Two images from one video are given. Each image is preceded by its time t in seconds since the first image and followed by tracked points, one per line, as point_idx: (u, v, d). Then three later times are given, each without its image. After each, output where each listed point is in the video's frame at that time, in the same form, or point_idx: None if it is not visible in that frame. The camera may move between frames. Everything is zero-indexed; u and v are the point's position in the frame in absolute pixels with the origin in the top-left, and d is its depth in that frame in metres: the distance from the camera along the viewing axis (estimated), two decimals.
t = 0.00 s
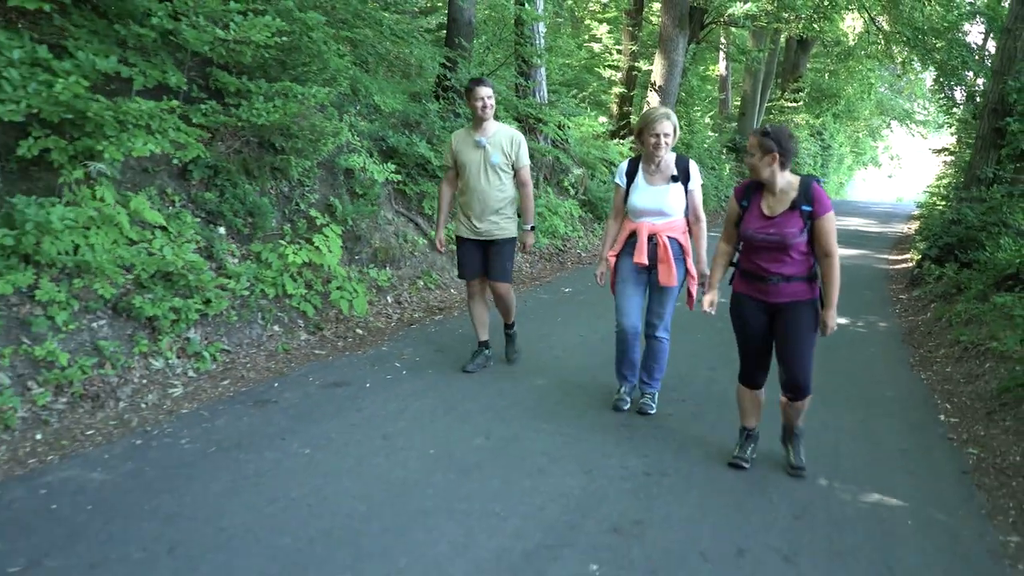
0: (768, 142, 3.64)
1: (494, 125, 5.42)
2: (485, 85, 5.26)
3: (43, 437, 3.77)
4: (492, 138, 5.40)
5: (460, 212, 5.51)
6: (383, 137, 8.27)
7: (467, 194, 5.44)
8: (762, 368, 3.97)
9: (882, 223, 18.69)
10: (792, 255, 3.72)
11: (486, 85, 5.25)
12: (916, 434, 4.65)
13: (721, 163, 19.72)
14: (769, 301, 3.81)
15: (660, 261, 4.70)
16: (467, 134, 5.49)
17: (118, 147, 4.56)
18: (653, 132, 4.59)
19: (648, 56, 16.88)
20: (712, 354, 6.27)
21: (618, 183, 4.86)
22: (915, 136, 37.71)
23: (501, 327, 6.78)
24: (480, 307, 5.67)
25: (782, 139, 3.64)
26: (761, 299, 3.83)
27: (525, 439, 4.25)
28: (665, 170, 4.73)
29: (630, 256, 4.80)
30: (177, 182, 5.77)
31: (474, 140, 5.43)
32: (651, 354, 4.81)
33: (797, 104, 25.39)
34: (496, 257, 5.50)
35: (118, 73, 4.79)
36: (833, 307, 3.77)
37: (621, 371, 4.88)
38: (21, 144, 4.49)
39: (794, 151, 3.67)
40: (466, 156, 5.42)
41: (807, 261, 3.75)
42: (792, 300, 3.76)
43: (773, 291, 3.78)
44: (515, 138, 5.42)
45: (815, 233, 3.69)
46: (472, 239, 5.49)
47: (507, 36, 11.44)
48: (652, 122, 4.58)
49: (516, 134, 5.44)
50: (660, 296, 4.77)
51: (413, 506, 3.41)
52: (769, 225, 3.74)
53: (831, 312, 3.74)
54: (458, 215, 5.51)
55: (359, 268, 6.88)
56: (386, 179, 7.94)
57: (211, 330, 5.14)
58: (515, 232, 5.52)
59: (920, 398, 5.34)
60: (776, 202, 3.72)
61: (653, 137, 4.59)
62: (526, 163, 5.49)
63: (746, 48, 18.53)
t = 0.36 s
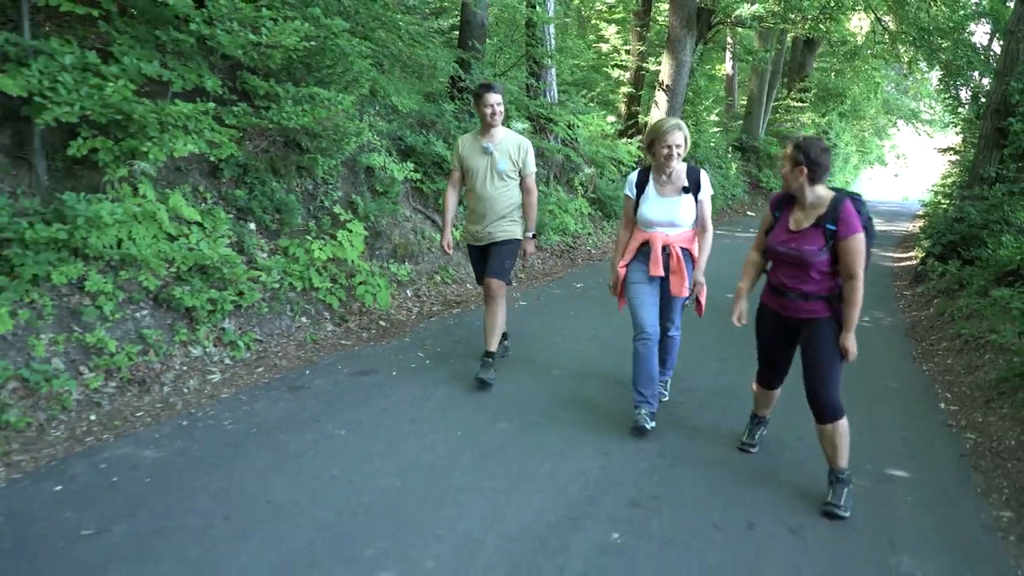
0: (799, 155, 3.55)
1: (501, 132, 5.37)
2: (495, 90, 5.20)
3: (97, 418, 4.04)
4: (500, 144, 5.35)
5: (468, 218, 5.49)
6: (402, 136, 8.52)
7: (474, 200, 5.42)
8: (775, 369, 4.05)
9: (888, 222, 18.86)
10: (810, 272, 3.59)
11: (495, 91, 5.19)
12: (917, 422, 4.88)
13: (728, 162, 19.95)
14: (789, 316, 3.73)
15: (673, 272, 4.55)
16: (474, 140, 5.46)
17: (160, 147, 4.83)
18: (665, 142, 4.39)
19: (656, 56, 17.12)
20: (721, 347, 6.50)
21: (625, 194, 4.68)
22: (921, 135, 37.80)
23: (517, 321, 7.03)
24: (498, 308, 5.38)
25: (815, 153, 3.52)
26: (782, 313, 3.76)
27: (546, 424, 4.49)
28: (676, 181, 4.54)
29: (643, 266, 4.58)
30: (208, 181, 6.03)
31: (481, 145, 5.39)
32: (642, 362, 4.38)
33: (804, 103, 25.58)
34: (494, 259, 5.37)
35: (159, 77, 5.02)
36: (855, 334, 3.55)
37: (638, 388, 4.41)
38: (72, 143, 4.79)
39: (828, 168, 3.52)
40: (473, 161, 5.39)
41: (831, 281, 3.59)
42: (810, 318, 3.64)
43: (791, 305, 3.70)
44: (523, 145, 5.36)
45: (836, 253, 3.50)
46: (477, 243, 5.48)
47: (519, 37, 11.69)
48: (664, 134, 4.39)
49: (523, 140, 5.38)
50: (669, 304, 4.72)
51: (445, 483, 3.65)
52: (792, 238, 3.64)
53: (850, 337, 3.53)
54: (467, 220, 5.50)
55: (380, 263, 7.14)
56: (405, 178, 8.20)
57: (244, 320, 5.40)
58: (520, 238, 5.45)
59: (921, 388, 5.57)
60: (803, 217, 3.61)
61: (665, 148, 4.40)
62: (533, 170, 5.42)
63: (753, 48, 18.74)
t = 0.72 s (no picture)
0: (831, 140, 3.48)
1: (511, 123, 5.33)
2: (507, 81, 5.20)
3: (144, 399, 4.31)
4: (509, 136, 5.32)
5: (474, 212, 5.44)
6: (419, 134, 8.79)
7: (481, 193, 5.37)
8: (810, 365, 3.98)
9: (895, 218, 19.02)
10: (834, 260, 3.55)
11: (508, 82, 5.19)
12: (917, 406, 5.11)
13: (735, 159, 20.15)
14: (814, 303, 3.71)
15: (681, 262, 4.61)
16: (483, 131, 5.40)
17: (197, 146, 5.09)
18: (666, 131, 4.44)
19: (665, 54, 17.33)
20: (730, 337, 6.74)
21: (630, 182, 4.75)
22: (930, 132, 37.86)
23: (532, 314, 7.29)
24: (512, 302, 5.45)
25: (848, 140, 3.44)
26: (807, 300, 3.74)
27: (564, 409, 4.74)
28: (682, 168, 4.60)
29: (650, 256, 4.67)
30: (237, 178, 6.29)
31: (490, 136, 5.35)
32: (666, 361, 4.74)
33: (812, 101, 25.71)
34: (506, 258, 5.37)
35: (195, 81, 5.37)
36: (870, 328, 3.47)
37: (653, 379, 4.71)
38: (115, 143, 5.05)
39: (862, 155, 3.43)
40: (481, 153, 5.36)
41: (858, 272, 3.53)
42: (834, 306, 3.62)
43: (816, 293, 3.68)
44: (533, 138, 5.36)
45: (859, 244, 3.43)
46: (483, 239, 5.43)
47: (531, 37, 11.94)
48: (668, 121, 4.44)
49: (533, 133, 5.37)
50: (681, 297, 4.70)
51: (472, 461, 3.89)
52: (820, 225, 3.61)
53: (864, 333, 3.45)
54: (472, 214, 5.45)
55: (400, 257, 7.40)
56: (426, 182, 8.45)
57: (274, 310, 5.67)
58: (528, 234, 5.43)
59: (922, 376, 5.80)
60: (834, 203, 3.56)
61: (669, 136, 4.45)
62: (543, 164, 5.41)
63: (761, 46, 18.93)
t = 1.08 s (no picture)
0: (804, 151, 3.50)
1: (508, 126, 5.34)
2: (500, 84, 5.20)
3: (183, 382, 4.61)
4: (508, 139, 5.33)
5: (475, 216, 5.44)
6: (433, 136, 9.09)
7: (482, 197, 5.38)
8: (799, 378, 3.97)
9: (897, 219, 19.27)
10: (817, 269, 3.54)
11: (502, 86, 5.18)
12: (911, 393, 5.38)
13: (740, 160, 20.42)
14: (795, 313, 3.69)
15: (690, 267, 4.39)
16: (481, 137, 5.42)
17: (230, 143, 5.39)
18: (678, 140, 4.36)
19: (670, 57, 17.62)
20: (734, 330, 7.01)
21: (641, 188, 4.67)
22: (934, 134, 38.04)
23: (543, 308, 7.57)
24: (471, 307, 5.30)
25: (821, 149, 3.47)
26: (790, 310, 3.72)
27: (575, 394, 5.03)
28: (693, 178, 4.50)
29: (659, 265, 4.55)
30: (263, 177, 6.59)
31: (489, 142, 5.36)
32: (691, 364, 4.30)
33: (816, 103, 25.95)
34: (511, 263, 5.52)
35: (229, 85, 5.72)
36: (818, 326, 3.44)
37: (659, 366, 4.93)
38: (152, 142, 5.32)
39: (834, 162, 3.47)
40: (481, 158, 5.36)
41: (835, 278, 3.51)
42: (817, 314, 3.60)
43: (801, 304, 3.65)
44: (531, 138, 5.35)
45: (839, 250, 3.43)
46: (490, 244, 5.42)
47: (540, 40, 12.24)
48: (676, 130, 4.36)
49: (530, 134, 5.37)
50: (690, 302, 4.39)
51: (492, 439, 4.19)
52: (801, 235, 3.59)
53: (813, 330, 3.45)
54: (473, 219, 5.44)
55: (416, 253, 7.70)
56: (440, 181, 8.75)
57: (299, 302, 5.97)
58: (534, 235, 5.49)
59: (917, 365, 6.08)
60: (813, 213, 3.55)
61: (678, 148, 4.38)
62: (544, 165, 5.37)
63: (765, 49, 19.19)
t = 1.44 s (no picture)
0: (783, 136, 3.46)
1: (490, 119, 5.20)
2: (476, 80, 5.08)
3: (219, 367, 4.89)
4: (490, 133, 5.20)
5: (463, 214, 5.35)
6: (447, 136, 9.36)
7: (469, 195, 5.28)
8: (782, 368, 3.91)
9: (900, 218, 19.51)
10: (816, 252, 3.53)
11: (477, 80, 5.07)
12: (908, 382, 5.64)
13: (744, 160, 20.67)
14: (796, 303, 3.62)
15: (704, 264, 4.36)
16: (464, 132, 5.30)
17: (261, 143, 5.68)
18: (695, 132, 4.28)
19: (676, 58, 17.88)
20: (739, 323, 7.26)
21: (661, 179, 4.61)
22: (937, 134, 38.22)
23: (554, 303, 7.84)
24: (476, 310, 5.35)
25: (797, 130, 3.46)
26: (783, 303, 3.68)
27: (587, 383, 5.29)
28: (712, 171, 4.41)
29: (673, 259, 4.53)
30: (286, 175, 6.86)
31: (471, 138, 5.24)
32: (701, 368, 4.43)
33: (819, 103, 26.17)
34: (501, 260, 5.37)
35: (258, 88, 6.04)
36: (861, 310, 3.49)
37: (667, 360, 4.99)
38: (188, 140, 5.52)
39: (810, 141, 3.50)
40: (466, 155, 5.26)
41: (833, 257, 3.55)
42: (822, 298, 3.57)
43: (799, 293, 3.59)
44: (515, 130, 5.22)
45: (837, 227, 3.47)
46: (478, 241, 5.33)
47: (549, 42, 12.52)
48: (695, 122, 4.28)
49: (514, 125, 5.24)
50: (705, 300, 4.40)
51: (511, 422, 4.45)
52: (789, 222, 3.55)
53: (857, 313, 3.47)
54: (461, 217, 5.35)
55: (431, 249, 7.97)
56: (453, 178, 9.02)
57: (323, 294, 6.24)
58: (521, 230, 5.36)
59: (914, 356, 6.34)
60: (795, 198, 3.53)
61: (696, 138, 4.29)
62: (528, 156, 5.30)
63: (770, 50, 19.44)
